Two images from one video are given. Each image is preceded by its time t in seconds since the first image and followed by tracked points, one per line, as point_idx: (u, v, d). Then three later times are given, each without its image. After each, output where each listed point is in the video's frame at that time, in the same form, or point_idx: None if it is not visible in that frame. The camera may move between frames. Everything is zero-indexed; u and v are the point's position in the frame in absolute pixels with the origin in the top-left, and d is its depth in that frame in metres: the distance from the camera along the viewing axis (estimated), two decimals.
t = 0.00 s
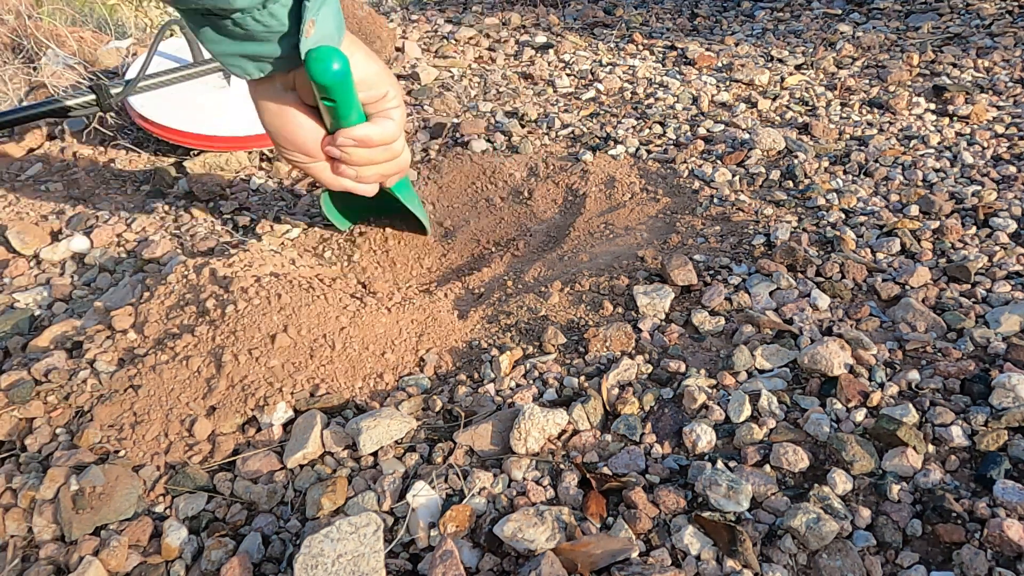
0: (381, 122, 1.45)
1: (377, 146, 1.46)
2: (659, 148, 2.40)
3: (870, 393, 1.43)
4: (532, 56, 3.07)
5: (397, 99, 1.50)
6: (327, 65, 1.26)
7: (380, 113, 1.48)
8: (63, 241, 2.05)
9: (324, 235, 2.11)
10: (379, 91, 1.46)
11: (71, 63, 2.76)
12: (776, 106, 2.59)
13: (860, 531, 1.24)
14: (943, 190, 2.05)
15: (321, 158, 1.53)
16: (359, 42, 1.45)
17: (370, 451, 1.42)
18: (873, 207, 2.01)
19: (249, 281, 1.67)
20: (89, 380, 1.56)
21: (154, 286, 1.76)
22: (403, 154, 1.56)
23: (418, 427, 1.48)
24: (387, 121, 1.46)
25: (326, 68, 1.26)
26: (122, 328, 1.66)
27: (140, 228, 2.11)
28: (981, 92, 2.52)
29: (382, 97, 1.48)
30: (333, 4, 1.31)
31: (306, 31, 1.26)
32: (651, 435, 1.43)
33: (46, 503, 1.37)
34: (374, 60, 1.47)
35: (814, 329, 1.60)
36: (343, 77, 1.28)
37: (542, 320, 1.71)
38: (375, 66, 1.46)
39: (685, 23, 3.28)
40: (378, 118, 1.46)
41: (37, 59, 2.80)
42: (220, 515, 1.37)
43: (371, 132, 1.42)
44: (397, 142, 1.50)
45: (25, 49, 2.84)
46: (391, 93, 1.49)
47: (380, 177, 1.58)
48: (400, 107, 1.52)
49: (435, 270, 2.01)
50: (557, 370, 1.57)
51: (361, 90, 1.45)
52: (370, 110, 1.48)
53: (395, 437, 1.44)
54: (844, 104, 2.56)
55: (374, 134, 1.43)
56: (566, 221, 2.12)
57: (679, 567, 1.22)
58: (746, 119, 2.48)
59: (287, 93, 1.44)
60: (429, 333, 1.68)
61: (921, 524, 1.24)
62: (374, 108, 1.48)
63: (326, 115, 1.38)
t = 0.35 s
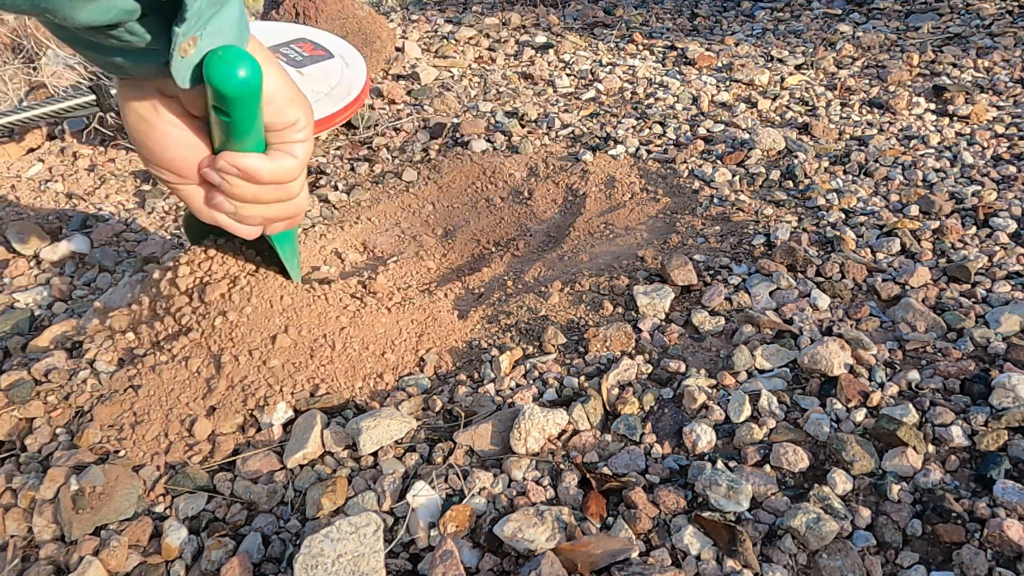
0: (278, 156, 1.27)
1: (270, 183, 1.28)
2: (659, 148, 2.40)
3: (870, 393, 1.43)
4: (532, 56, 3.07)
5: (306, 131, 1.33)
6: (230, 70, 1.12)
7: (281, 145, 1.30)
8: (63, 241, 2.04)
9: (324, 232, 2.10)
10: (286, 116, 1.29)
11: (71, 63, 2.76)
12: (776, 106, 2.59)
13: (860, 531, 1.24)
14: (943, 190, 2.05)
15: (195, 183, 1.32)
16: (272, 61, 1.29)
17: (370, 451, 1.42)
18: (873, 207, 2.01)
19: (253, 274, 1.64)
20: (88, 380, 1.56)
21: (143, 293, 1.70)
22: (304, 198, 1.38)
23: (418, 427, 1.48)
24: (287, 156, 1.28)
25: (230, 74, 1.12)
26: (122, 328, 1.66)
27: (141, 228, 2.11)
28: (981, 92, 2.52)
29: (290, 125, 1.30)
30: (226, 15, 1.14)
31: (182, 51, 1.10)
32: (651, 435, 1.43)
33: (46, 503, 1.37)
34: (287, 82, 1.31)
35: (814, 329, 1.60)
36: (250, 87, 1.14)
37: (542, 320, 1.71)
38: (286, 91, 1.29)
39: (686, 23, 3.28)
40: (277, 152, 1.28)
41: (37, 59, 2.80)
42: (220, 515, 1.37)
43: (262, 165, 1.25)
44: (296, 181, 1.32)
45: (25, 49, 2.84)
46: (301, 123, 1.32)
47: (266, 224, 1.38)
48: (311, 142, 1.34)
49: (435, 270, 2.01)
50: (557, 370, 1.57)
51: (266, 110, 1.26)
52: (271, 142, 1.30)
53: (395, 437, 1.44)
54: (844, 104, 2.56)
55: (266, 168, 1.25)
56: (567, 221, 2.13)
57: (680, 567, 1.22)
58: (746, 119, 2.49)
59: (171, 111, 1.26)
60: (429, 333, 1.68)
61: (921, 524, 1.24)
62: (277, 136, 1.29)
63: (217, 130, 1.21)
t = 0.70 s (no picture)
0: (381, 169, 1.43)
1: (377, 191, 1.43)
2: (659, 148, 2.40)
3: (870, 393, 1.43)
4: (532, 56, 3.07)
5: (401, 144, 1.46)
6: (321, 124, 1.21)
7: (381, 158, 1.45)
8: (63, 241, 2.05)
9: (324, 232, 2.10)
10: (381, 136, 1.41)
11: (71, 62, 2.75)
12: (776, 106, 2.59)
13: (860, 531, 1.24)
14: (943, 190, 2.05)
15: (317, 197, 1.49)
16: (366, 90, 1.39)
17: (370, 451, 1.42)
18: (873, 207, 2.01)
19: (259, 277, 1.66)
20: (88, 380, 1.56)
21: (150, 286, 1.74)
22: (400, 195, 1.54)
23: (418, 427, 1.48)
24: (388, 167, 1.43)
25: (320, 127, 1.22)
26: (122, 328, 1.66)
27: (140, 228, 2.11)
28: (980, 92, 2.52)
29: (386, 142, 1.43)
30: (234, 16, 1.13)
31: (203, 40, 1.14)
32: (651, 435, 1.43)
33: (46, 503, 1.37)
34: (380, 102, 1.42)
35: (814, 329, 1.60)
36: (338, 135, 1.24)
37: (542, 321, 1.71)
38: (377, 112, 1.40)
39: (686, 23, 3.28)
40: (379, 165, 1.43)
41: (37, 59, 2.80)
42: (220, 515, 1.37)
43: (369, 180, 1.40)
44: (397, 185, 1.48)
45: (25, 49, 2.84)
46: (395, 137, 1.44)
47: (377, 216, 1.57)
48: (405, 149, 1.48)
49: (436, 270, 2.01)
50: (557, 370, 1.57)
51: (361, 136, 1.40)
52: (370, 156, 1.44)
53: (395, 437, 1.44)
54: (844, 104, 2.56)
55: (373, 180, 1.41)
56: (566, 221, 2.12)
57: (679, 567, 1.22)
58: (746, 119, 2.49)
59: (289, 135, 1.38)
60: (429, 333, 1.68)
61: (921, 524, 1.24)
62: (378, 151, 1.43)
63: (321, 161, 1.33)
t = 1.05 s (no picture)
0: (191, 238, 1.13)
1: (185, 264, 1.15)
2: (659, 148, 2.40)
3: (870, 393, 1.43)
4: (532, 56, 3.07)
5: (228, 205, 1.15)
6: (91, 177, 0.94)
7: (201, 222, 1.14)
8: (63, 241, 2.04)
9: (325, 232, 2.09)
10: (200, 196, 1.10)
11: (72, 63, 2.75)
12: (776, 106, 2.59)
13: (860, 531, 1.24)
14: (943, 190, 2.05)
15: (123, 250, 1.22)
16: (186, 133, 1.08)
17: (370, 451, 1.42)
18: (873, 207, 2.01)
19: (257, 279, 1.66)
20: (88, 380, 1.56)
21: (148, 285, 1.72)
22: (230, 266, 1.25)
23: (418, 427, 1.48)
24: (202, 238, 1.14)
25: (90, 182, 0.94)
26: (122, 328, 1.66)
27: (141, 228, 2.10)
28: (980, 92, 2.52)
29: (208, 204, 1.12)
30: None
31: None
32: (651, 435, 1.43)
33: (46, 503, 1.37)
34: (203, 149, 1.10)
35: (814, 329, 1.60)
36: (116, 192, 0.96)
37: (542, 321, 1.71)
38: (197, 159, 1.09)
39: (686, 23, 3.28)
40: (192, 233, 1.14)
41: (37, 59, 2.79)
42: (220, 515, 1.37)
43: (173, 251, 1.12)
44: (220, 257, 1.19)
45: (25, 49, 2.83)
46: (220, 198, 1.14)
47: (202, 289, 1.28)
48: (233, 213, 1.17)
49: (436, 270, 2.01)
50: (557, 370, 1.57)
51: (171, 191, 1.09)
52: (187, 217, 1.13)
53: (395, 437, 1.44)
54: (844, 104, 2.56)
55: (178, 253, 1.13)
56: (567, 221, 2.12)
57: (679, 567, 1.22)
58: (746, 119, 2.49)
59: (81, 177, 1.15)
60: (429, 333, 1.68)
61: (921, 524, 1.24)
62: (193, 215, 1.13)
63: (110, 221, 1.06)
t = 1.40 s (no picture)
0: (382, 211, 1.39)
1: (378, 228, 1.42)
2: (659, 148, 2.40)
3: (870, 393, 1.43)
4: (532, 56, 3.07)
5: (408, 182, 1.37)
6: (312, 177, 1.21)
7: (389, 197, 1.37)
8: (63, 241, 2.04)
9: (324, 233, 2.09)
10: (387, 177, 1.32)
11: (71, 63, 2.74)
12: (776, 106, 2.59)
13: (860, 531, 1.24)
14: (943, 190, 2.05)
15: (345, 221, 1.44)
16: (378, 128, 1.31)
17: (370, 451, 1.42)
18: (873, 207, 2.01)
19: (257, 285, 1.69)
20: (88, 380, 1.56)
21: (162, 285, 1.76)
22: (413, 227, 1.51)
23: (418, 427, 1.48)
24: (390, 209, 1.39)
25: (312, 180, 1.21)
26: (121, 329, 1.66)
27: (141, 228, 2.10)
28: (981, 92, 2.52)
29: (394, 182, 1.34)
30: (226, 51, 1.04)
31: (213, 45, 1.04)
32: (651, 435, 1.43)
33: (46, 503, 1.37)
34: (388, 138, 1.32)
35: (814, 329, 1.60)
36: (329, 186, 1.23)
37: (542, 320, 1.71)
38: (387, 151, 1.31)
39: (686, 23, 3.28)
40: (383, 206, 1.39)
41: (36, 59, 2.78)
42: (220, 515, 1.37)
43: (369, 220, 1.38)
44: (403, 222, 1.45)
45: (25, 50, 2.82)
46: (403, 178, 1.35)
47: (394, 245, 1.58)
48: (412, 190, 1.40)
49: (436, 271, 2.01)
50: (557, 370, 1.57)
51: (366, 174, 1.30)
52: (377, 192, 1.36)
53: (395, 437, 1.44)
54: (844, 104, 2.56)
55: (372, 221, 1.39)
56: (567, 221, 2.13)
57: (679, 567, 1.22)
58: (746, 119, 2.49)
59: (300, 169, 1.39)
60: (429, 333, 1.68)
61: (921, 524, 1.24)
62: (386, 190, 1.35)
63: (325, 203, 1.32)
